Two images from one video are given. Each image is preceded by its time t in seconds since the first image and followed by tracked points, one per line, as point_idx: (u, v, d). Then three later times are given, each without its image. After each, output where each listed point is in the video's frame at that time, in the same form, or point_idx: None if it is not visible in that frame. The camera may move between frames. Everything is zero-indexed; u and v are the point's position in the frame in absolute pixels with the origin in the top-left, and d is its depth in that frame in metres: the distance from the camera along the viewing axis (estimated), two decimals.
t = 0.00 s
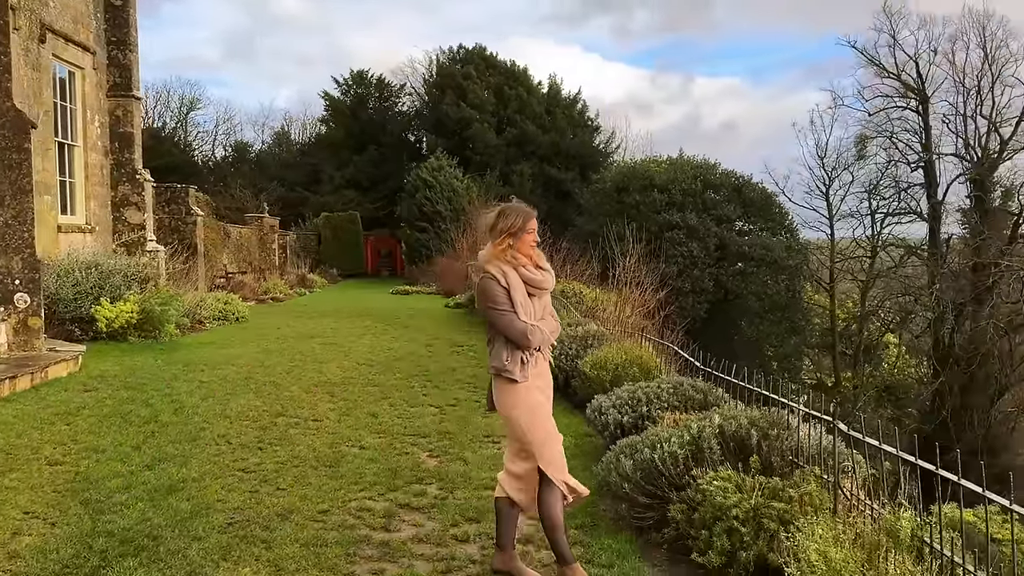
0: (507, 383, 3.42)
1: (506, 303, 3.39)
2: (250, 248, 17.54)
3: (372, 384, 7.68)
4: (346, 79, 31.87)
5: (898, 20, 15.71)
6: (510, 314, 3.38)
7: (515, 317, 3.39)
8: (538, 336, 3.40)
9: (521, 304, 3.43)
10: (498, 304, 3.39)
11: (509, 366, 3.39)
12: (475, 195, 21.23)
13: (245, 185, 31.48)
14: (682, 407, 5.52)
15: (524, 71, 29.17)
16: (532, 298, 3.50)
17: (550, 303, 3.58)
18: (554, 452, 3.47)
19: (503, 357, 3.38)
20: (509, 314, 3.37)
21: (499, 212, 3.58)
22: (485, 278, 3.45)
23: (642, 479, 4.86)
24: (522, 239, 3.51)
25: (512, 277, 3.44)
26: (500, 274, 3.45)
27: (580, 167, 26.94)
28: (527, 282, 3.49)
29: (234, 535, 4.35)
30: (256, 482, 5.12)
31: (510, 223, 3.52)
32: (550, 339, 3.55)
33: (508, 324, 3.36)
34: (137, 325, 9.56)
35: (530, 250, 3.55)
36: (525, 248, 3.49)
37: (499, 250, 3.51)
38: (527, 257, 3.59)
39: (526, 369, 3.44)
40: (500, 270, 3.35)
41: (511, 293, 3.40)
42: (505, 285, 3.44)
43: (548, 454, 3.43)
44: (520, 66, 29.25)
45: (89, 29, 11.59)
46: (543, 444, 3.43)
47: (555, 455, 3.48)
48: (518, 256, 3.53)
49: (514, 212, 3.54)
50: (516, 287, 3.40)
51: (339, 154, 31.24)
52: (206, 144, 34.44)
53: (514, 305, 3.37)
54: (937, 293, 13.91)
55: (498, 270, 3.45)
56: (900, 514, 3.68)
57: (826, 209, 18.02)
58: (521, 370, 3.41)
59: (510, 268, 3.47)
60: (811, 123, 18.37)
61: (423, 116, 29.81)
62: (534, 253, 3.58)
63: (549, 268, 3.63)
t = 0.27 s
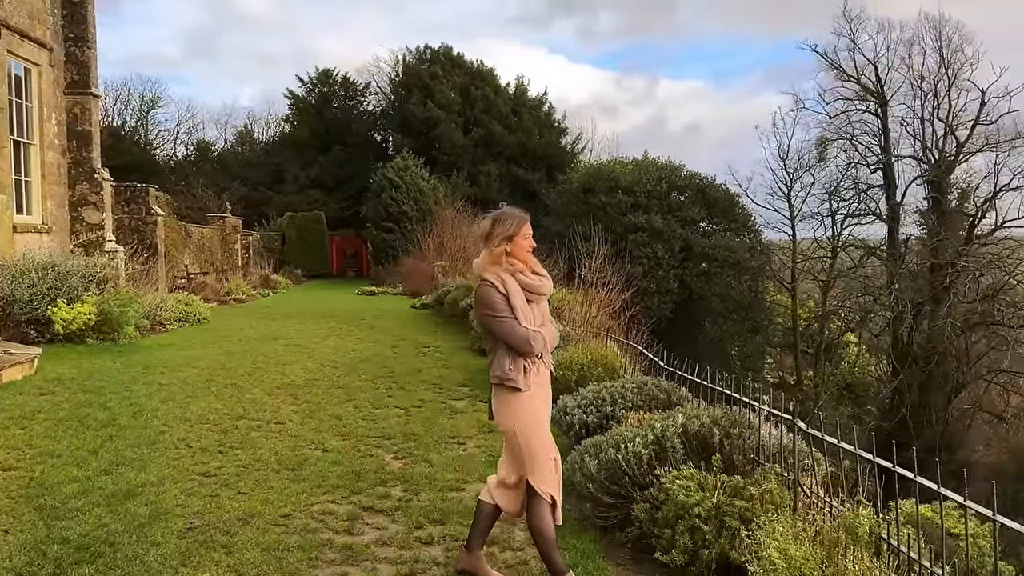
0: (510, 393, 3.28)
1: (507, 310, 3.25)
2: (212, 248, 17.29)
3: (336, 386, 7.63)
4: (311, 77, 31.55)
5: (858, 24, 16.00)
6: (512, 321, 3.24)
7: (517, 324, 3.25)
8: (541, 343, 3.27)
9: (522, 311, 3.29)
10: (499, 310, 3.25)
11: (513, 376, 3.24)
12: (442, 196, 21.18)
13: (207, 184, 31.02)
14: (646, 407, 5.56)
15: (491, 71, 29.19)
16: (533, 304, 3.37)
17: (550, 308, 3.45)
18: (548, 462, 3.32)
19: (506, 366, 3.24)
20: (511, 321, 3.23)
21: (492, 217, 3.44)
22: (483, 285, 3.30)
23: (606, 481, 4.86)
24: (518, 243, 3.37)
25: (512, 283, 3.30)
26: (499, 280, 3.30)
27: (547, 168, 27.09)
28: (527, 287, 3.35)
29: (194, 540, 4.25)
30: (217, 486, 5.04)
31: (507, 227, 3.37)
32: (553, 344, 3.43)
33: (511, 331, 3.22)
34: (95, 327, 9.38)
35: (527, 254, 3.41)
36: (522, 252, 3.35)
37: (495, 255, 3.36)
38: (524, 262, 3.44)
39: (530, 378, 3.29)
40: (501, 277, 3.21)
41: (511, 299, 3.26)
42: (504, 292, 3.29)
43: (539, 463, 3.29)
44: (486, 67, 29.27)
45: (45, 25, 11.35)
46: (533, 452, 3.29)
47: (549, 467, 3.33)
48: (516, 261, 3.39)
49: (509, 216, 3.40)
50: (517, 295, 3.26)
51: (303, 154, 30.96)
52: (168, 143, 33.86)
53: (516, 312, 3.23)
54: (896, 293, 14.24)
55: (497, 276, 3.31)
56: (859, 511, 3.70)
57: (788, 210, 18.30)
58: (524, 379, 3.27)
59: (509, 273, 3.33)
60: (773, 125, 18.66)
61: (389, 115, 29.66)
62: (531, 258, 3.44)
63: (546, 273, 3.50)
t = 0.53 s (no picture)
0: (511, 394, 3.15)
1: (507, 308, 3.15)
2: (175, 249, 16.98)
3: (301, 388, 7.55)
4: (277, 76, 31.19)
5: (820, 28, 16.28)
6: (513, 319, 3.14)
7: (519, 323, 3.15)
8: (543, 342, 3.16)
9: (523, 310, 3.20)
10: (498, 309, 3.15)
11: (514, 375, 3.12)
12: (410, 196, 21.08)
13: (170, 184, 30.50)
14: (613, 406, 5.62)
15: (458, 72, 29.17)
16: (533, 303, 3.28)
17: (550, 309, 3.36)
18: (538, 470, 3.15)
19: (507, 366, 3.13)
20: (512, 319, 3.13)
21: (488, 218, 3.38)
22: (482, 285, 3.21)
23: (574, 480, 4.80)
24: (517, 242, 3.30)
25: (511, 282, 3.22)
26: (498, 279, 3.21)
27: (515, 168, 27.13)
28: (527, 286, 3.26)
29: (156, 545, 4.16)
30: (179, 491, 4.94)
31: (504, 227, 3.31)
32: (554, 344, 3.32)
33: (512, 330, 3.12)
34: (54, 329, 9.18)
35: (526, 254, 3.33)
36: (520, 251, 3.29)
37: (493, 255, 3.29)
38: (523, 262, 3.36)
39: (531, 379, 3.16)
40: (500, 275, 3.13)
41: (512, 298, 3.17)
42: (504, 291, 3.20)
43: (526, 468, 3.13)
44: (454, 67, 29.25)
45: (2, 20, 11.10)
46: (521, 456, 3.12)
47: (539, 474, 3.16)
48: (514, 261, 3.31)
49: (505, 216, 3.34)
50: (516, 293, 3.17)
51: (269, 154, 30.62)
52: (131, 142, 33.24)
53: (516, 310, 3.14)
54: (857, 293, 14.55)
55: (496, 275, 3.22)
56: (821, 509, 3.75)
57: (753, 212, 18.57)
58: (526, 379, 3.14)
59: (509, 273, 3.24)
60: (738, 128, 18.90)
61: (356, 115, 29.47)
62: (530, 258, 3.37)
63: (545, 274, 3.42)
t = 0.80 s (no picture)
0: (496, 396, 3.09)
1: (497, 310, 3.12)
2: (140, 249, 16.67)
3: (269, 391, 7.47)
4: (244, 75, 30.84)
5: (786, 33, 16.56)
6: (502, 321, 3.11)
7: (506, 325, 3.10)
8: (530, 345, 3.10)
9: (511, 312, 3.15)
10: (488, 311, 3.12)
11: (500, 378, 3.08)
12: (380, 197, 20.97)
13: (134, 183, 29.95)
14: (583, 407, 5.68)
15: (428, 73, 29.13)
16: (524, 306, 3.22)
17: (543, 311, 3.29)
18: (519, 473, 3.08)
19: (493, 368, 3.09)
20: (500, 322, 3.10)
21: (484, 218, 3.35)
22: (473, 285, 3.19)
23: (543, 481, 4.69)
24: (510, 242, 3.26)
25: (502, 283, 3.17)
26: (488, 280, 3.17)
27: (486, 169, 27.16)
28: (517, 288, 3.22)
29: (121, 549, 4.08)
30: (145, 495, 4.86)
31: (499, 228, 3.27)
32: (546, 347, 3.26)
33: (500, 332, 3.09)
34: (15, 331, 8.96)
35: (519, 255, 3.29)
36: (512, 252, 3.27)
37: (486, 256, 3.25)
38: (517, 264, 3.31)
39: (515, 382, 3.10)
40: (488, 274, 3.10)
41: (502, 300, 3.14)
42: (494, 292, 3.16)
43: (504, 469, 3.06)
44: (424, 68, 29.20)
45: None
46: (500, 458, 3.06)
47: (520, 477, 3.08)
48: (508, 262, 3.27)
49: (502, 216, 3.30)
50: (504, 295, 3.13)
51: (236, 153, 30.24)
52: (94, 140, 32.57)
53: (506, 313, 3.11)
54: (823, 295, 14.81)
55: (488, 275, 3.19)
56: (787, 507, 3.82)
57: (720, 214, 18.76)
58: (512, 382, 3.09)
59: (500, 274, 3.20)
60: (706, 130, 19.14)
61: (326, 115, 29.25)
62: (524, 259, 3.33)
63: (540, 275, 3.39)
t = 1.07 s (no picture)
0: (486, 399, 3.07)
1: (489, 313, 3.10)
2: (108, 250, 16.38)
3: (241, 393, 7.39)
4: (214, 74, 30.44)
5: (757, 37, 16.78)
6: (493, 324, 3.08)
7: (498, 327, 3.08)
8: (522, 349, 3.07)
9: (504, 314, 3.12)
10: (480, 313, 3.10)
11: (491, 381, 3.05)
12: (353, 198, 20.85)
13: (101, 182, 29.40)
14: (558, 408, 5.71)
15: (401, 73, 29.05)
16: (517, 308, 3.20)
17: (537, 313, 3.26)
18: (513, 475, 3.06)
19: (484, 371, 3.07)
20: (492, 324, 3.07)
21: (480, 218, 3.31)
22: (467, 286, 3.15)
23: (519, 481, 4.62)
24: (505, 244, 3.22)
25: (495, 285, 3.14)
26: (482, 281, 3.14)
27: (459, 170, 27.16)
28: (511, 291, 3.19)
29: (88, 554, 4.00)
30: (113, 498, 4.77)
31: (495, 229, 3.23)
32: (539, 350, 3.22)
33: (491, 335, 3.06)
34: None
35: (514, 256, 3.26)
36: (507, 253, 3.24)
37: (480, 256, 3.22)
38: (512, 265, 3.28)
39: (507, 385, 3.07)
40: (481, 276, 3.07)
41: (494, 302, 3.11)
42: (487, 293, 3.13)
43: (498, 473, 3.04)
44: (397, 68, 29.11)
45: None
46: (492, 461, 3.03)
47: (513, 480, 3.06)
48: (503, 263, 3.24)
49: (498, 216, 3.26)
50: (497, 297, 3.10)
51: (206, 153, 29.85)
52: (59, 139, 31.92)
53: (498, 316, 3.08)
54: (793, 296, 15.03)
55: (481, 277, 3.16)
56: (758, 506, 3.87)
57: (693, 216, 18.82)
58: (503, 385, 3.06)
59: (494, 276, 3.17)
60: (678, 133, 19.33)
61: (298, 114, 29.00)
62: (520, 260, 3.29)
63: (536, 276, 3.35)
